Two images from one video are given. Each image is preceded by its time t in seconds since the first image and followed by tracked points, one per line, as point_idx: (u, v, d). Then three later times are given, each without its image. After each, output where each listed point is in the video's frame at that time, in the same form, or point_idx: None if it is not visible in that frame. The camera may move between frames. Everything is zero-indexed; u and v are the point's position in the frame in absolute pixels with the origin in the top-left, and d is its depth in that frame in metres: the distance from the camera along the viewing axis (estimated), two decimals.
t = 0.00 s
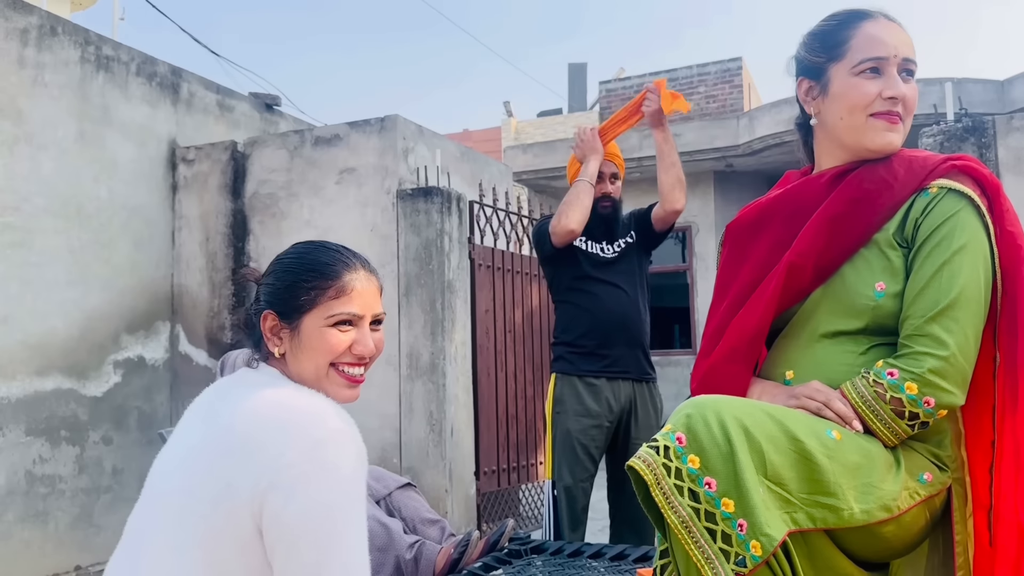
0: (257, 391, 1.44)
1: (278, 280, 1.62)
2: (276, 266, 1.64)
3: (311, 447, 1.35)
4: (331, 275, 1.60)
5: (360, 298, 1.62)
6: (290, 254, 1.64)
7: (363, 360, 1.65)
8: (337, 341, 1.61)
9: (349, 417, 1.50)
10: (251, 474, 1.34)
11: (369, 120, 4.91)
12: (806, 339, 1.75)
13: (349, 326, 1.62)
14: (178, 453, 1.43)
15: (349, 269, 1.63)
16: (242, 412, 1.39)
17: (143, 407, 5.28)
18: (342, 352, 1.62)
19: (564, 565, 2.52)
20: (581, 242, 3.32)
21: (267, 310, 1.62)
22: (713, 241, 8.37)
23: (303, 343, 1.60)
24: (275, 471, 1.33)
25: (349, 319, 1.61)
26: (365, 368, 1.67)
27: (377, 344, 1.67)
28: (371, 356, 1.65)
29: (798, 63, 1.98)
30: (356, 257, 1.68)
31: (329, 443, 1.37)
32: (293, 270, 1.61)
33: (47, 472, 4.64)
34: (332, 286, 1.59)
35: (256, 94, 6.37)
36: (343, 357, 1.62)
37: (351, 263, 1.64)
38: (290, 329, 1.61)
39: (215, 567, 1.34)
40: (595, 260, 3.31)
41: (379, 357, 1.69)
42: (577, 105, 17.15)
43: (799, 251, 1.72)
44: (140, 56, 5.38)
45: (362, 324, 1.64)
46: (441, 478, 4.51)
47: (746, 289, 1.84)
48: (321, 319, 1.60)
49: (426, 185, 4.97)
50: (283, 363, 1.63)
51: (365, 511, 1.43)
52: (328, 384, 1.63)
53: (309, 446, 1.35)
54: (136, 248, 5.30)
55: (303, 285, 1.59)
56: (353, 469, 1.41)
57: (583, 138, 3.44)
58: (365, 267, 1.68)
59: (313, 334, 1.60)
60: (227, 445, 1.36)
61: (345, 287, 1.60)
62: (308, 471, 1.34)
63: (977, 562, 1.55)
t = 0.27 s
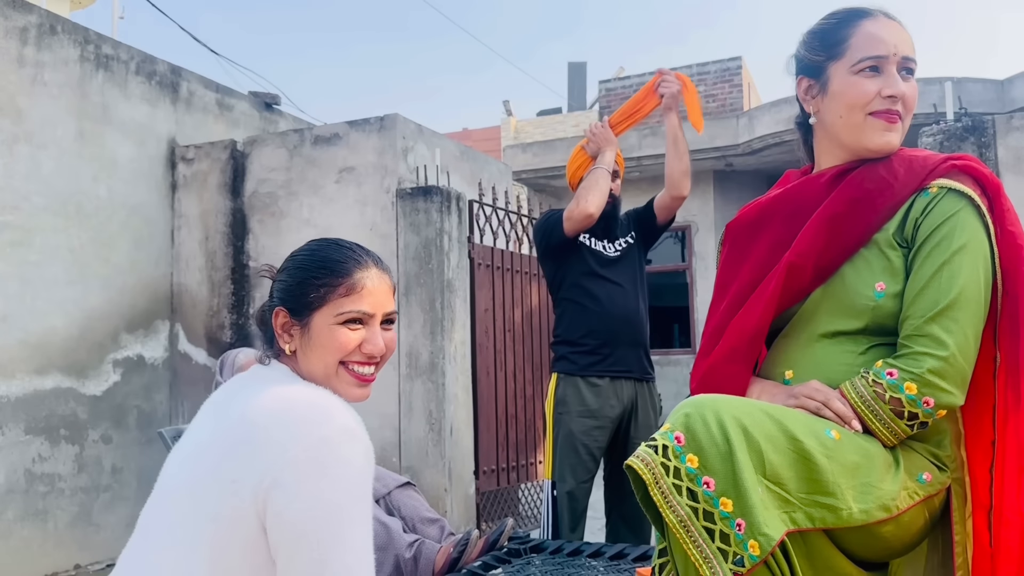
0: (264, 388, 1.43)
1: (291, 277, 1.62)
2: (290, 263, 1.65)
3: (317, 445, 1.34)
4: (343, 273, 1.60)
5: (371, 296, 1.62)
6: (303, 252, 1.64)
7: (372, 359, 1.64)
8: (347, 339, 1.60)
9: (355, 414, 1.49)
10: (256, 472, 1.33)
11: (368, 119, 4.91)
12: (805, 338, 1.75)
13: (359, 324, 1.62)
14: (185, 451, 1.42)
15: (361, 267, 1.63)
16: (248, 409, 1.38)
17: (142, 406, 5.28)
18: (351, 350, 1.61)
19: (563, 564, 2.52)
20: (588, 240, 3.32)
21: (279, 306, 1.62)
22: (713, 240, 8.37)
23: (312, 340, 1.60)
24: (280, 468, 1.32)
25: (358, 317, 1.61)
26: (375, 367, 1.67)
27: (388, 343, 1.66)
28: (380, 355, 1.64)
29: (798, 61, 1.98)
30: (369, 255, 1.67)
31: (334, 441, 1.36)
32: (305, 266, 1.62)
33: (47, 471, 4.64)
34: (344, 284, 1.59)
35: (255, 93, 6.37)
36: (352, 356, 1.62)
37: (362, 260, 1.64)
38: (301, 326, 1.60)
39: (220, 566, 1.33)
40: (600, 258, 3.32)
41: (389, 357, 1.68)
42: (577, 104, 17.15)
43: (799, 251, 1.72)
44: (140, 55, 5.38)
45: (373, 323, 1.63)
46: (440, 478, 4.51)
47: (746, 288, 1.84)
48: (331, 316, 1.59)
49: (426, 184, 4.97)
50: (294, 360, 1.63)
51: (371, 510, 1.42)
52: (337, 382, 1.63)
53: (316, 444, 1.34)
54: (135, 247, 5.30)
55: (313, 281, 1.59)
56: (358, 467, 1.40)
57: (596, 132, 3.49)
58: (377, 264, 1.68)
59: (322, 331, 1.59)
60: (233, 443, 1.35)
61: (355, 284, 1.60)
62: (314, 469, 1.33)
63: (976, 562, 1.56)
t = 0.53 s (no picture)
0: (270, 388, 1.43)
1: (304, 277, 1.62)
2: (304, 264, 1.65)
3: (321, 445, 1.34)
4: (355, 275, 1.60)
5: (382, 299, 1.61)
6: (317, 254, 1.64)
7: (381, 362, 1.63)
8: (356, 342, 1.60)
9: (360, 414, 1.48)
10: (260, 472, 1.33)
11: (367, 119, 4.91)
12: (802, 339, 1.76)
13: (368, 327, 1.61)
14: (192, 451, 1.43)
15: (373, 271, 1.62)
16: (252, 409, 1.39)
17: (140, 405, 5.28)
18: (360, 352, 1.61)
19: (560, 564, 2.53)
20: (587, 239, 3.32)
21: (291, 306, 1.63)
22: (712, 239, 8.37)
23: (321, 342, 1.60)
24: (284, 467, 1.32)
25: (369, 320, 1.60)
26: (384, 370, 1.66)
27: (397, 347, 1.65)
28: (389, 359, 1.64)
29: (794, 62, 1.98)
30: (381, 259, 1.67)
31: (339, 441, 1.36)
32: (317, 268, 1.62)
33: (45, 470, 4.65)
34: (355, 287, 1.59)
35: (253, 92, 6.37)
36: (361, 358, 1.61)
37: (374, 263, 1.63)
38: (312, 326, 1.60)
39: (226, 565, 1.33)
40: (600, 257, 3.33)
41: (399, 361, 1.67)
42: (576, 103, 17.15)
43: (796, 252, 1.72)
44: (138, 54, 5.37)
45: (383, 326, 1.63)
46: (439, 477, 4.51)
47: (743, 288, 1.84)
48: (341, 318, 1.59)
49: (424, 183, 4.97)
50: (303, 361, 1.63)
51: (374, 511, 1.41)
52: (345, 384, 1.62)
53: (321, 444, 1.34)
54: (134, 246, 5.30)
55: (324, 283, 1.59)
56: (363, 468, 1.39)
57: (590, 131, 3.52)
58: (388, 268, 1.67)
59: (332, 333, 1.59)
60: (238, 443, 1.35)
61: (367, 288, 1.59)
62: (319, 469, 1.33)
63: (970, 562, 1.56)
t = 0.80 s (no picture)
0: (273, 385, 1.43)
1: (308, 274, 1.62)
2: (307, 262, 1.64)
3: (325, 441, 1.34)
4: (359, 273, 1.60)
5: (385, 296, 1.61)
6: (321, 252, 1.64)
7: (384, 359, 1.63)
8: (360, 339, 1.59)
9: (363, 411, 1.48)
10: (263, 468, 1.32)
11: (366, 117, 4.91)
12: (802, 337, 1.76)
13: (371, 325, 1.61)
14: (196, 447, 1.43)
15: (377, 268, 1.63)
16: (255, 406, 1.39)
17: (139, 404, 5.27)
18: (363, 350, 1.60)
19: (560, 562, 2.53)
20: (587, 238, 3.34)
21: (295, 303, 1.62)
22: (711, 238, 8.36)
23: (325, 339, 1.60)
24: (287, 463, 1.32)
25: (372, 317, 1.60)
26: (386, 368, 1.65)
27: (400, 344, 1.65)
28: (392, 356, 1.63)
29: (793, 60, 1.98)
30: (385, 257, 1.67)
31: (342, 437, 1.36)
32: (320, 265, 1.61)
33: (44, 468, 4.64)
34: (359, 284, 1.59)
35: (252, 91, 6.36)
36: (364, 355, 1.60)
37: (378, 261, 1.63)
38: (315, 323, 1.60)
39: (229, 560, 1.33)
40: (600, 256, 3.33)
41: (402, 358, 1.66)
42: (575, 102, 17.15)
43: (797, 250, 1.72)
44: (137, 52, 5.37)
45: (386, 324, 1.62)
46: (438, 475, 4.51)
47: (744, 286, 1.84)
48: (344, 315, 1.59)
49: (424, 181, 4.97)
50: (306, 358, 1.63)
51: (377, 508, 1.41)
52: (348, 382, 1.62)
53: (325, 440, 1.34)
54: (133, 245, 5.29)
55: (328, 280, 1.59)
56: (366, 465, 1.39)
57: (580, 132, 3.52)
58: (392, 266, 1.67)
59: (336, 330, 1.59)
60: (240, 439, 1.35)
61: (370, 285, 1.59)
62: (323, 465, 1.33)
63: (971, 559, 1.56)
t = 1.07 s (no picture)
0: (268, 384, 1.43)
1: (304, 273, 1.62)
2: (304, 260, 1.64)
3: (319, 440, 1.34)
4: (356, 272, 1.60)
5: (381, 295, 1.61)
6: (318, 250, 1.63)
7: (379, 358, 1.62)
8: (354, 337, 1.59)
9: (359, 410, 1.49)
10: (257, 467, 1.33)
11: (364, 116, 4.90)
12: (798, 336, 1.76)
13: (367, 324, 1.61)
14: (192, 446, 1.43)
15: (374, 267, 1.63)
16: (249, 405, 1.39)
17: (137, 402, 5.27)
18: (358, 348, 1.60)
19: (558, 561, 2.53)
20: (588, 237, 3.35)
21: (290, 302, 1.62)
22: (709, 237, 8.36)
23: (320, 338, 1.60)
24: (283, 461, 1.32)
25: (368, 316, 1.60)
26: (382, 367, 1.65)
27: (395, 343, 1.65)
28: (387, 355, 1.63)
29: (788, 60, 1.99)
30: (381, 256, 1.67)
31: (336, 436, 1.36)
32: (317, 264, 1.61)
33: (41, 467, 4.64)
34: (355, 282, 1.59)
35: (250, 89, 6.36)
36: (359, 354, 1.60)
37: (374, 260, 1.63)
38: (310, 322, 1.60)
39: (224, 559, 1.33)
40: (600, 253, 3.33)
41: (397, 357, 1.66)
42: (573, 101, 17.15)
43: (792, 250, 1.73)
44: (135, 51, 5.36)
45: (381, 323, 1.62)
46: (435, 474, 4.51)
47: (740, 285, 1.85)
48: (340, 314, 1.59)
49: (421, 180, 4.97)
50: (302, 356, 1.63)
51: (371, 507, 1.41)
52: (343, 380, 1.62)
53: (319, 439, 1.34)
54: (130, 244, 5.29)
55: (325, 279, 1.59)
56: (361, 463, 1.39)
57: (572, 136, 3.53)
58: (387, 265, 1.67)
59: (331, 328, 1.59)
60: (234, 438, 1.35)
61: (367, 283, 1.59)
62: (317, 464, 1.33)
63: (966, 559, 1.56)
